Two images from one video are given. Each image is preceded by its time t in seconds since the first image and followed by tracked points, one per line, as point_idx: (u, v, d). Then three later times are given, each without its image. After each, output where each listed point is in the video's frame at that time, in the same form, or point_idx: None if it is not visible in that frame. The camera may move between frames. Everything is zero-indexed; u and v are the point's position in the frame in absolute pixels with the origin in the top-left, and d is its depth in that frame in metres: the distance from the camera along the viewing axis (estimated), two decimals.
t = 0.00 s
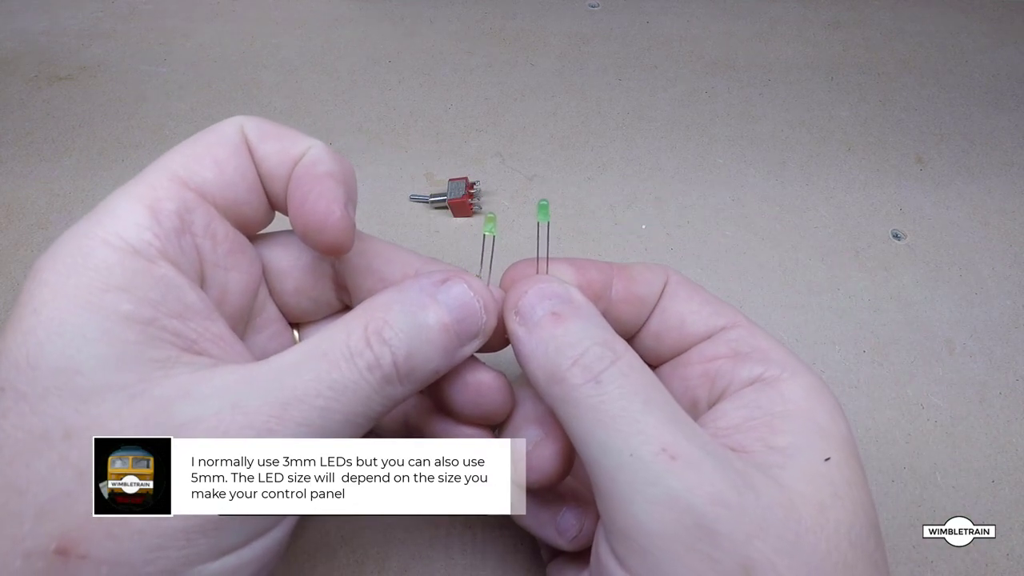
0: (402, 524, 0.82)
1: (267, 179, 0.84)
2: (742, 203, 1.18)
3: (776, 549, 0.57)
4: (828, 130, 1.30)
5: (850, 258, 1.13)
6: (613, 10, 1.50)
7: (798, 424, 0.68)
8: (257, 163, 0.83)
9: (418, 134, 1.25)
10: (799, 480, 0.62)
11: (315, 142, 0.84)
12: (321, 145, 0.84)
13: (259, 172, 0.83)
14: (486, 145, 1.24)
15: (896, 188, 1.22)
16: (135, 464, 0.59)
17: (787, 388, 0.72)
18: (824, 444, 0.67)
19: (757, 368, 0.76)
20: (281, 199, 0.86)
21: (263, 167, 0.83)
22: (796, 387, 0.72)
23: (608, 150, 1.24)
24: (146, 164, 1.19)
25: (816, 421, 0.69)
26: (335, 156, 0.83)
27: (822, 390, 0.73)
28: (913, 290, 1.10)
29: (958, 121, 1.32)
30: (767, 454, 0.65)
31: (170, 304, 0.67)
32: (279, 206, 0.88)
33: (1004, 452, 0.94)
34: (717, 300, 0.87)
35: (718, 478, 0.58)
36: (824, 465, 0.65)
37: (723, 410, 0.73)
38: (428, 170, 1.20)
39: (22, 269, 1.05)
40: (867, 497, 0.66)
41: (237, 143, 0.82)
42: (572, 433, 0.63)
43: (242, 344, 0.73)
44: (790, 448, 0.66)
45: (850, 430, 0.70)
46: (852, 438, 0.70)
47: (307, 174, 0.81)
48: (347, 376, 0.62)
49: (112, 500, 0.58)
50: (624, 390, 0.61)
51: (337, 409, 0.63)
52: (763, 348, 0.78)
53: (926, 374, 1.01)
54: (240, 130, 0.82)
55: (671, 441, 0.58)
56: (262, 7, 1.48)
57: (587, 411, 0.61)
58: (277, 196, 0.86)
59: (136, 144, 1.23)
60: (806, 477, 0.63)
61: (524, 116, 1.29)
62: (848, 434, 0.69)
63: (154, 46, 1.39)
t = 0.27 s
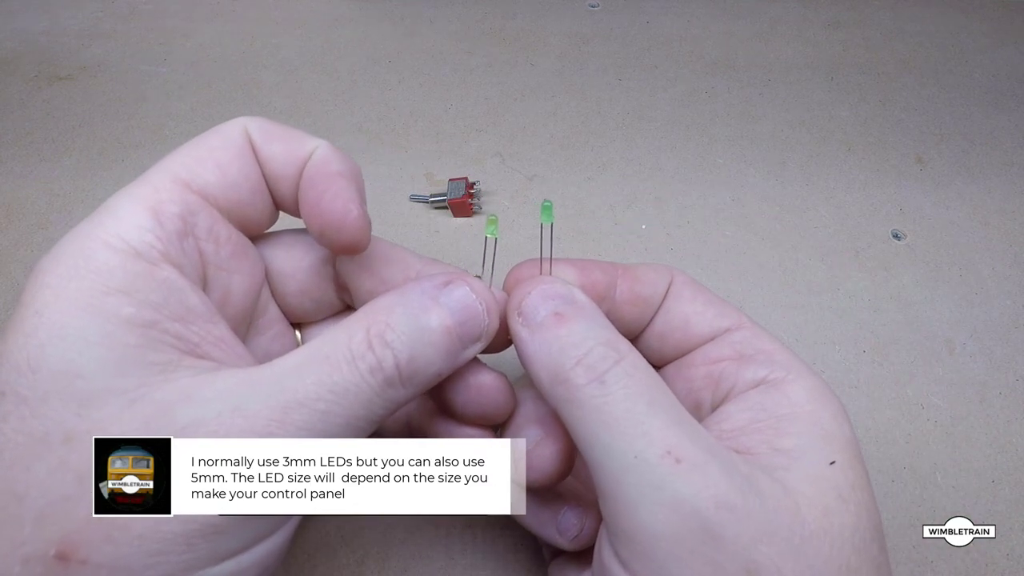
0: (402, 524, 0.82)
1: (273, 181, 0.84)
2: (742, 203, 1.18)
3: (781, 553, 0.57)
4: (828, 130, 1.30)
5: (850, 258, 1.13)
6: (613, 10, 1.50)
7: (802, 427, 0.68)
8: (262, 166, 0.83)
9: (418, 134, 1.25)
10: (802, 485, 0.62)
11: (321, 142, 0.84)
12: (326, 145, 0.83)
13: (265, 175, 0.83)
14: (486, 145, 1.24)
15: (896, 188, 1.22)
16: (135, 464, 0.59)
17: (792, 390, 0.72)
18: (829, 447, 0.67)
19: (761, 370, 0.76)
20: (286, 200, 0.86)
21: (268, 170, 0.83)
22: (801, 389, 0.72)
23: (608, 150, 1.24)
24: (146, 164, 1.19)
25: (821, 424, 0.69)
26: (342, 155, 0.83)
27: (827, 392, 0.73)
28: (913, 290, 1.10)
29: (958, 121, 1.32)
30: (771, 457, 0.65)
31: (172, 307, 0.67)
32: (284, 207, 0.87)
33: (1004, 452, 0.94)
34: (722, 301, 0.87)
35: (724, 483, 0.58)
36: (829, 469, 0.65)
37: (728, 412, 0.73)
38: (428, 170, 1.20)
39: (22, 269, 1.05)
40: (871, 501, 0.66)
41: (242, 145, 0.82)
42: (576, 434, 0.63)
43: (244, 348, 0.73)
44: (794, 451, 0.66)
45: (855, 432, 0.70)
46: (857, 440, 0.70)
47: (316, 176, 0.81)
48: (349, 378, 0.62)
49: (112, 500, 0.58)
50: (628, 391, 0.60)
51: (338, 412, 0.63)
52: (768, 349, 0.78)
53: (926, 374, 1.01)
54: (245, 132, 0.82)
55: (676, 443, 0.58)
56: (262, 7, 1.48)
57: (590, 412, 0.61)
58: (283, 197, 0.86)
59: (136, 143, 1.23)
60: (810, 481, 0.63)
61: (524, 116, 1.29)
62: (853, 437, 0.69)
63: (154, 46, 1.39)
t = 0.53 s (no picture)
0: (402, 524, 0.82)
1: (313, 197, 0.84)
2: (742, 203, 1.18)
3: (782, 560, 0.57)
4: (828, 130, 1.30)
5: (850, 258, 1.13)
6: (613, 10, 1.50)
7: (805, 431, 0.68)
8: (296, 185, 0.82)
9: (418, 134, 1.25)
10: (800, 493, 0.62)
11: (364, 155, 0.85)
12: (369, 156, 0.85)
13: (297, 193, 0.83)
14: (486, 145, 1.24)
15: (896, 188, 1.22)
16: (135, 464, 0.59)
17: (794, 393, 0.72)
18: (832, 452, 0.66)
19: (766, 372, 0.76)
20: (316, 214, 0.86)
21: (319, 187, 0.83)
22: (804, 392, 0.72)
23: (608, 150, 1.24)
24: (146, 164, 1.19)
25: (824, 429, 0.69)
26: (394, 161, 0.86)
27: (831, 395, 0.73)
28: (913, 290, 1.10)
29: (958, 121, 1.32)
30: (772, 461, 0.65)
31: (167, 313, 0.67)
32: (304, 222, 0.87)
33: (1004, 452, 0.94)
34: (729, 301, 0.87)
35: (726, 489, 0.58)
36: (832, 474, 0.65)
37: (730, 415, 0.74)
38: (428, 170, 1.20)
39: (22, 270, 1.05)
40: (873, 505, 0.66)
41: (274, 162, 0.81)
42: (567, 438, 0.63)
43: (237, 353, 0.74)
44: (797, 455, 0.66)
45: (858, 439, 0.70)
46: (860, 447, 0.69)
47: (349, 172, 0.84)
48: (342, 379, 0.62)
49: (112, 500, 0.58)
50: (620, 395, 0.60)
51: (333, 414, 0.63)
52: (772, 352, 0.78)
53: (927, 374, 1.01)
54: (279, 150, 0.82)
55: (669, 453, 0.57)
56: (262, 7, 1.48)
57: (582, 416, 0.60)
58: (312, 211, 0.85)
59: (136, 143, 1.23)
60: (813, 486, 0.63)
61: (524, 116, 1.29)
62: (856, 444, 0.69)
63: (154, 46, 1.39)
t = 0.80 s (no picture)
0: (402, 524, 0.82)
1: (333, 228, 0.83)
2: (741, 203, 1.18)
3: (776, 564, 0.57)
4: (828, 130, 1.30)
5: (850, 258, 1.13)
6: (613, 10, 1.50)
7: (801, 433, 0.68)
8: (314, 216, 0.81)
9: (418, 134, 1.25)
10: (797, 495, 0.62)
11: (392, 185, 0.84)
12: (398, 187, 0.84)
13: (314, 223, 0.82)
14: (486, 145, 1.24)
15: (896, 188, 1.22)
16: (135, 464, 0.59)
17: (790, 395, 0.73)
18: (827, 454, 0.66)
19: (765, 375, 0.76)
20: (332, 241, 0.85)
21: (342, 219, 0.82)
22: (801, 395, 0.72)
23: (608, 150, 1.24)
24: (146, 164, 1.19)
25: (820, 432, 0.69)
26: (427, 195, 0.84)
27: (829, 398, 0.73)
28: (913, 290, 1.10)
29: (958, 121, 1.32)
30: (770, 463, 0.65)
31: (162, 315, 0.68)
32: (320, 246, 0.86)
33: (1004, 452, 0.94)
34: (728, 305, 0.87)
35: (720, 492, 0.58)
36: (827, 476, 0.65)
37: (727, 418, 0.74)
38: (428, 170, 1.20)
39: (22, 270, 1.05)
40: (870, 507, 0.66)
41: (288, 190, 0.79)
42: (560, 443, 0.63)
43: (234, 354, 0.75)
44: (792, 456, 0.66)
45: (857, 441, 0.70)
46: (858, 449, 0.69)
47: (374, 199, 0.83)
48: (336, 377, 0.62)
49: (112, 500, 0.58)
50: (609, 399, 0.60)
51: (327, 411, 0.62)
52: (770, 355, 0.78)
53: (926, 375, 1.01)
54: (295, 178, 0.80)
55: (660, 459, 0.57)
56: (262, 7, 1.48)
57: (571, 421, 0.60)
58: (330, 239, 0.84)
59: (136, 143, 1.23)
60: (808, 488, 0.63)
61: (524, 116, 1.29)
62: (853, 446, 0.69)
63: (154, 46, 1.39)
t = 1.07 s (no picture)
0: (402, 524, 0.82)
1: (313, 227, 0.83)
2: (742, 203, 1.18)
3: (773, 567, 0.57)
4: (828, 130, 1.30)
5: (850, 258, 1.13)
6: (614, 10, 1.50)
7: (797, 436, 0.69)
8: (297, 213, 0.81)
9: (418, 134, 1.25)
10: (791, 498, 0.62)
11: (381, 195, 0.83)
12: (386, 198, 0.82)
13: (299, 221, 0.82)
14: (486, 145, 1.24)
15: (897, 188, 1.22)
16: (135, 464, 0.58)
17: (788, 399, 0.73)
18: (823, 458, 0.67)
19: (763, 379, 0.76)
20: (321, 240, 0.85)
21: (325, 221, 0.82)
22: (799, 399, 0.72)
23: (608, 150, 1.24)
24: (146, 164, 1.19)
25: (817, 436, 0.69)
26: (413, 211, 0.82)
27: (827, 403, 0.73)
28: (913, 290, 1.10)
29: (958, 121, 1.32)
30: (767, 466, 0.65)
31: (157, 311, 0.69)
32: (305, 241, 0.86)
33: (1004, 452, 0.94)
34: (728, 308, 0.86)
35: (716, 495, 0.58)
36: (823, 480, 0.65)
37: (726, 420, 0.75)
38: (428, 170, 1.20)
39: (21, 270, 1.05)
40: (868, 511, 0.66)
41: (278, 187, 0.80)
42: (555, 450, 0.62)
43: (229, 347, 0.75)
44: (788, 460, 0.66)
45: (856, 445, 0.70)
46: (856, 453, 0.69)
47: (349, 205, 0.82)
48: (325, 365, 0.62)
49: (112, 500, 0.58)
50: (602, 407, 0.59)
51: (315, 400, 0.62)
52: (770, 360, 0.78)
53: (926, 375, 1.00)
54: (285, 175, 0.80)
55: (654, 465, 0.57)
56: (262, 7, 1.48)
57: (566, 430, 0.60)
58: (315, 236, 0.85)
59: (136, 143, 1.23)
60: (803, 492, 0.63)
61: (524, 116, 1.29)
62: (851, 450, 0.69)
63: (154, 46, 1.39)
